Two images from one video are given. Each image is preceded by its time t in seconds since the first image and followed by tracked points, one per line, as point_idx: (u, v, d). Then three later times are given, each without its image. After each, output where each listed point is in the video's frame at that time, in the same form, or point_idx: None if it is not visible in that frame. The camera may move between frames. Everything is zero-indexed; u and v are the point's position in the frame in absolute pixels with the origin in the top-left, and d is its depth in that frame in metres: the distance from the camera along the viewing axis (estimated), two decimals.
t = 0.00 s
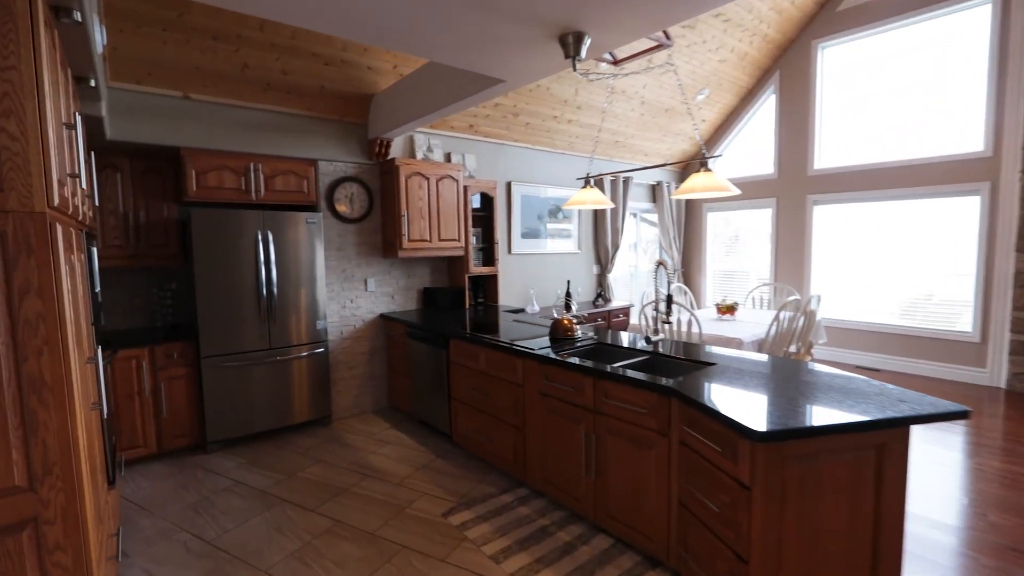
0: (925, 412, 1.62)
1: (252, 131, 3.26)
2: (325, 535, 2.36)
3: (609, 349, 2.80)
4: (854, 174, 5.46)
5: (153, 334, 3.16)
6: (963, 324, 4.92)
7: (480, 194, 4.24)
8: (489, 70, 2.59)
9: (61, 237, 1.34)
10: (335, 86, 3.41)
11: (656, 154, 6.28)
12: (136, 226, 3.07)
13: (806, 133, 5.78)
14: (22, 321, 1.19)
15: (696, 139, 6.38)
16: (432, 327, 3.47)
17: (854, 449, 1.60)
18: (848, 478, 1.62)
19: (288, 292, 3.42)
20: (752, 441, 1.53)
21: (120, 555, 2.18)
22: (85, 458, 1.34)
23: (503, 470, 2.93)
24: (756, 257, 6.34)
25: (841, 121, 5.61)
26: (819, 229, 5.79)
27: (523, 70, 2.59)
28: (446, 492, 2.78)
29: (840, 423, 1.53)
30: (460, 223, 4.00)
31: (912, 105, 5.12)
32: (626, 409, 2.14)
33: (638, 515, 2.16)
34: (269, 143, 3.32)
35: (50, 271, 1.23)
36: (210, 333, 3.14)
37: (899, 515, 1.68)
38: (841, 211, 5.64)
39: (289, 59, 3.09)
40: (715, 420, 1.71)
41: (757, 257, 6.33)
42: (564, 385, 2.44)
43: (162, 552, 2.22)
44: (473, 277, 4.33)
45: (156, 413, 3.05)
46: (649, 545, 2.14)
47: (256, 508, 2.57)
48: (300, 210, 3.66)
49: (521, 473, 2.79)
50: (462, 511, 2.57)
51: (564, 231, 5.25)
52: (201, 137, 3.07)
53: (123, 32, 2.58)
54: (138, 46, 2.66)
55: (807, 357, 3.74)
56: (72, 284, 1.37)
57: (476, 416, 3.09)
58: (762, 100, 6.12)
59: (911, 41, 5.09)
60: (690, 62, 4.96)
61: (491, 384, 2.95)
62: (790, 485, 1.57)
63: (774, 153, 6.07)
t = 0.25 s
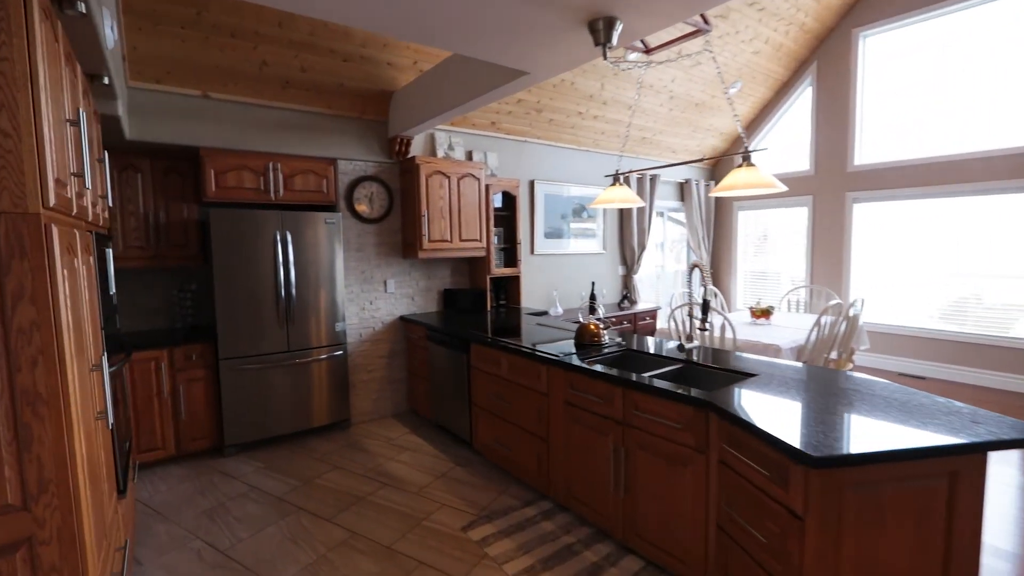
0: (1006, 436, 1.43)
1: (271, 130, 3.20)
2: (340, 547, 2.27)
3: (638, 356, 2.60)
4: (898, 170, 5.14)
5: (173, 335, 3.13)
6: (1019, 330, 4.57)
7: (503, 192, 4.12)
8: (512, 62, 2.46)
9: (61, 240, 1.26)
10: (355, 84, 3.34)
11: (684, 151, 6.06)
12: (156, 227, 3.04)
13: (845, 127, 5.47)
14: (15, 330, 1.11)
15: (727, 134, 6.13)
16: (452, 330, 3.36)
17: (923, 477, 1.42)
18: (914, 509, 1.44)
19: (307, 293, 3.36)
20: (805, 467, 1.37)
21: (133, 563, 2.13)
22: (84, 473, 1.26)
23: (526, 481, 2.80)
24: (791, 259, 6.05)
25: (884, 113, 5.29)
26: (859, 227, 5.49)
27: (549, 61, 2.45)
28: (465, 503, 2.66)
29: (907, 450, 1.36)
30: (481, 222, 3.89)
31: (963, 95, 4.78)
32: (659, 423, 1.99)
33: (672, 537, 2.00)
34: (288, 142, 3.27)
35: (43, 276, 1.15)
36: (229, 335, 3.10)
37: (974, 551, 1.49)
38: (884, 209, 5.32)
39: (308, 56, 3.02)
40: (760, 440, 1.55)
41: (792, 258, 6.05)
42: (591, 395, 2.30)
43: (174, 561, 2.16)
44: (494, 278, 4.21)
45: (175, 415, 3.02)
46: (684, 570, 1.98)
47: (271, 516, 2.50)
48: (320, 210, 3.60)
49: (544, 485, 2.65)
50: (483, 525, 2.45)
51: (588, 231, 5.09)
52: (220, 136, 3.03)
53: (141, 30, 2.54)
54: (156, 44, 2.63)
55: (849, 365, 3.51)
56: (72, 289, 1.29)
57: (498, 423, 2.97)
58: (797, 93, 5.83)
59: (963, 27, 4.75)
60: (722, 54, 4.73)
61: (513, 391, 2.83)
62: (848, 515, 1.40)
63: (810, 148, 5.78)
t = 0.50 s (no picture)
0: None
1: (290, 128, 3.15)
2: (354, 559, 2.18)
3: (668, 362, 2.45)
4: (948, 164, 4.80)
5: (192, 335, 3.11)
6: None
7: (525, 190, 4.00)
8: (535, 51, 2.34)
9: (56, 241, 1.19)
10: (374, 80, 3.26)
11: (714, 147, 5.83)
12: (176, 227, 3.03)
13: (888, 119, 5.15)
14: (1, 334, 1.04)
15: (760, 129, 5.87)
16: (472, 333, 3.25)
17: (1006, 510, 1.24)
18: (993, 546, 1.26)
19: (325, 294, 3.30)
20: (867, 496, 1.20)
21: (146, 569, 2.08)
22: (78, 488, 1.19)
23: (548, 492, 2.67)
24: (828, 258, 5.74)
25: (932, 103, 4.95)
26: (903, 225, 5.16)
27: (575, 50, 2.32)
28: (484, 514, 2.55)
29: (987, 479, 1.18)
30: (503, 221, 3.78)
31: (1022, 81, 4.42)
32: (693, 437, 1.84)
33: (707, 562, 1.84)
34: (306, 140, 3.21)
35: (31, 279, 1.07)
36: (247, 336, 3.06)
37: None
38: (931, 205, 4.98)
39: (327, 52, 2.96)
40: (811, 462, 1.38)
41: (829, 258, 5.73)
42: (618, 404, 2.16)
43: (186, 568, 2.11)
44: (516, 278, 4.10)
45: (194, 416, 3.00)
46: None
47: (286, 523, 2.44)
48: (339, 209, 3.55)
49: (568, 498, 2.52)
50: (503, 539, 2.34)
51: (614, 230, 4.93)
52: (239, 135, 2.99)
53: (159, 27, 2.51)
54: (175, 41, 2.60)
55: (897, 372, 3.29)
56: (67, 293, 1.22)
57: (519, 431, 2.85)
58: (836, 85, 5.53)
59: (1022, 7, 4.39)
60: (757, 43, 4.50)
61: (535, 397, 2.70)
62: (916, 551, 1.23)
63: (850, 142, 5.47)
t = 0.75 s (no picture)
0: None
1: (305, 127, 3.09)
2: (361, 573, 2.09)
3: (697, 372, 2.27)
4: (1005, 156, 4.44)
5: (208, 337, 3.09)
6: None
7: (546, 188, 3.86)
8: (554, 40, 2.20)
9: (33, 244, 1.11)
10: (390, 76, 3.18)
11: (746, 142, 5.57)
12: (192, 228, 3.00)
13: (937, 110, 4.80)
14: None
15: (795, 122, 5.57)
16: (489, 337, 3.13)
17: None
18: None
19: (340, 296, 3.23)
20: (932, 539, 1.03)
21: None
22: (55, 510, 1.11)
23: (567, 507, 2.53)
24: (869, 258, 5.40)
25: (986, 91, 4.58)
26: (953, 223, 4.80)
27: (597, 37, 2.17)
28: (499, 528, 2.43)
29: None
30: (522, 220, 3.65)
31: None
32: (725, 457, 1.67)
33: None
34: (321, 139, 3.15)
35: (1, 287, 0.99)
36: (261, 339, 3.01)
37: None
38: (984, 201, 4.61)
39: (341, 47, 2.88)
40: (863, 493, 1.21)
41: (870, 258, 5.39)
42: (642, 417, 2.00)
43: None
44: (536, 280, 3.97)
45: (208, 418, 2.97)
46: None
47: (294, 532, 2.37)
48: (355, 209, 3.48)
49: (588, 514, 2.37)
50: (517, 556, 2.21)
51: (639, 229, 4.74)
52: (253, 134, 2.94)
53: (171, 26, 2.47)
54: (187, 39, 2.56)
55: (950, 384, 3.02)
56: (48, 299, 1.14)
57: (537, 440, 2.72)
58: (878, 74, 5.20)
59: None
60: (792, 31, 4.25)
61: (553, 405, 2.56)
62: None
63: (894, 135, 5.13)
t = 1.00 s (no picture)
0: None
1: (321, 129, 3.06)
2: None
3: (726, 387, 2.10)
4: None
5: (226, 341, 3.09)
6: None
7: (569, 189, 3.71)
8: (572, 32, 2.07)
9: (10, 257, 1.06)
10: (406, 77, 3.11)
11: (782, 138, 5.28)
12: (210, 232, 3.01)
13: (996, 99, 4.41)
14: None
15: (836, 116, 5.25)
16: (507, 344, 3.03)
17: None
18: None
19: (356, 301, 3.18)
20: None
21: None
22: (30, 535, 1.06)
23: (586, 527, 2.39)
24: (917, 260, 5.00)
25: None
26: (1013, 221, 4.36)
27: (618, 28, 2.03)
28: (512, 547, 2.32)
29: None
30: (542, 223, 3.53)
31: None
32: (755, 487, 1.52)
33: None
34: (337, 141, 3.11)
35: None
36: (277, 344, 2.99)
37: None
38: None
39: (356, 48, 2.83)
40: (916, 543, 1.04)
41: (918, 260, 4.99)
42: (665, 437, 1.86)
43: None
44: (557, 284, 3.84)
45: (225, 423, 2.97)
46: None
47: (303, 544, 2.32)
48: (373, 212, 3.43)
49: (607, 536, 2.23)
50: None
51: (666, 231, 4.54)
52: (269, 138, 2.92)
53: (187, 30, 2.46)
54: (203, 43, 2.55)
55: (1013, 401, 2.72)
56: (26, 312, 1.09)
57: (554, 454, 2.60)
58: (929, 63, 4.83)
59: None
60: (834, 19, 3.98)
61: (571, 419, 2.44)
62: None
63: (947, 128, 4.76)
